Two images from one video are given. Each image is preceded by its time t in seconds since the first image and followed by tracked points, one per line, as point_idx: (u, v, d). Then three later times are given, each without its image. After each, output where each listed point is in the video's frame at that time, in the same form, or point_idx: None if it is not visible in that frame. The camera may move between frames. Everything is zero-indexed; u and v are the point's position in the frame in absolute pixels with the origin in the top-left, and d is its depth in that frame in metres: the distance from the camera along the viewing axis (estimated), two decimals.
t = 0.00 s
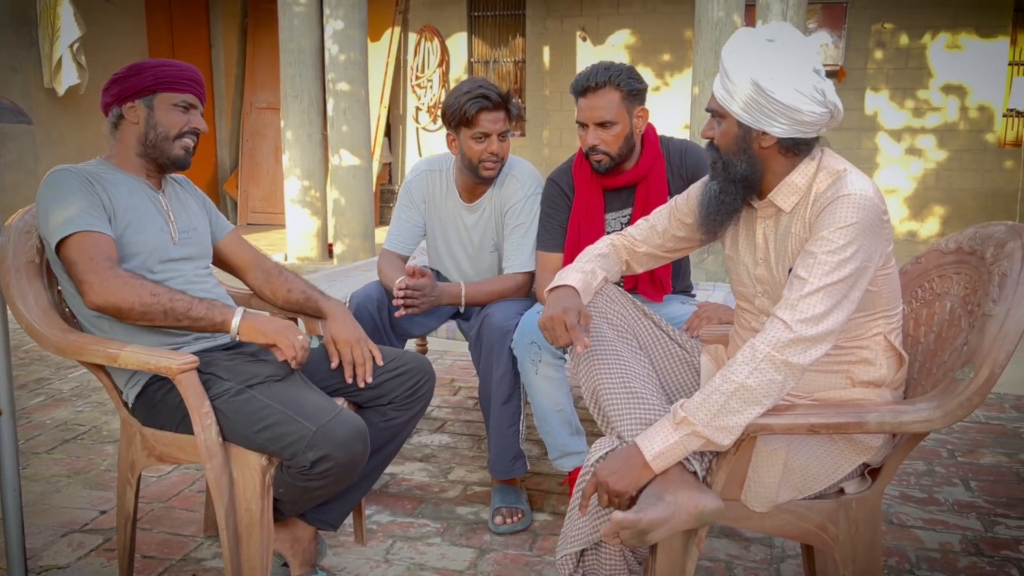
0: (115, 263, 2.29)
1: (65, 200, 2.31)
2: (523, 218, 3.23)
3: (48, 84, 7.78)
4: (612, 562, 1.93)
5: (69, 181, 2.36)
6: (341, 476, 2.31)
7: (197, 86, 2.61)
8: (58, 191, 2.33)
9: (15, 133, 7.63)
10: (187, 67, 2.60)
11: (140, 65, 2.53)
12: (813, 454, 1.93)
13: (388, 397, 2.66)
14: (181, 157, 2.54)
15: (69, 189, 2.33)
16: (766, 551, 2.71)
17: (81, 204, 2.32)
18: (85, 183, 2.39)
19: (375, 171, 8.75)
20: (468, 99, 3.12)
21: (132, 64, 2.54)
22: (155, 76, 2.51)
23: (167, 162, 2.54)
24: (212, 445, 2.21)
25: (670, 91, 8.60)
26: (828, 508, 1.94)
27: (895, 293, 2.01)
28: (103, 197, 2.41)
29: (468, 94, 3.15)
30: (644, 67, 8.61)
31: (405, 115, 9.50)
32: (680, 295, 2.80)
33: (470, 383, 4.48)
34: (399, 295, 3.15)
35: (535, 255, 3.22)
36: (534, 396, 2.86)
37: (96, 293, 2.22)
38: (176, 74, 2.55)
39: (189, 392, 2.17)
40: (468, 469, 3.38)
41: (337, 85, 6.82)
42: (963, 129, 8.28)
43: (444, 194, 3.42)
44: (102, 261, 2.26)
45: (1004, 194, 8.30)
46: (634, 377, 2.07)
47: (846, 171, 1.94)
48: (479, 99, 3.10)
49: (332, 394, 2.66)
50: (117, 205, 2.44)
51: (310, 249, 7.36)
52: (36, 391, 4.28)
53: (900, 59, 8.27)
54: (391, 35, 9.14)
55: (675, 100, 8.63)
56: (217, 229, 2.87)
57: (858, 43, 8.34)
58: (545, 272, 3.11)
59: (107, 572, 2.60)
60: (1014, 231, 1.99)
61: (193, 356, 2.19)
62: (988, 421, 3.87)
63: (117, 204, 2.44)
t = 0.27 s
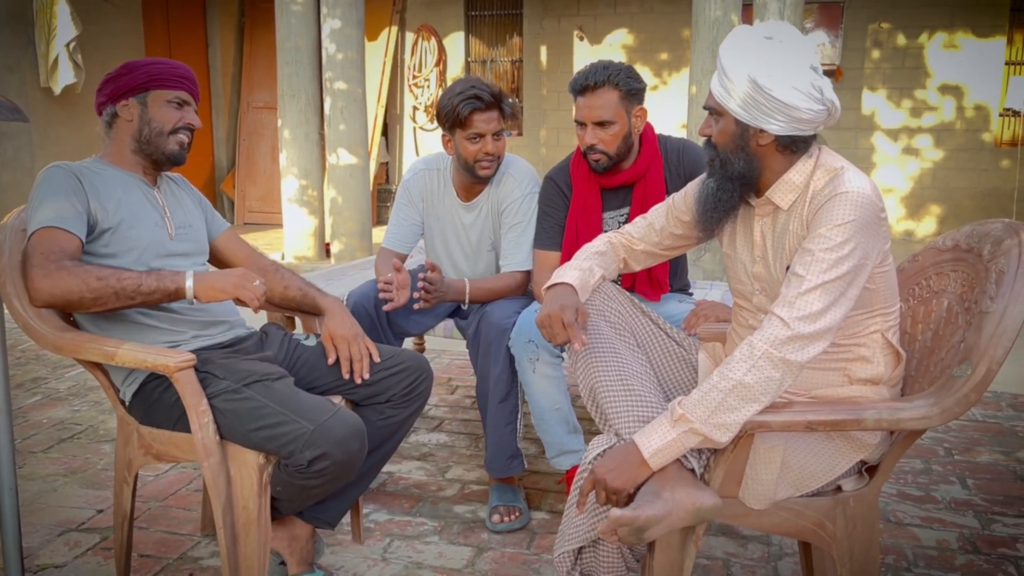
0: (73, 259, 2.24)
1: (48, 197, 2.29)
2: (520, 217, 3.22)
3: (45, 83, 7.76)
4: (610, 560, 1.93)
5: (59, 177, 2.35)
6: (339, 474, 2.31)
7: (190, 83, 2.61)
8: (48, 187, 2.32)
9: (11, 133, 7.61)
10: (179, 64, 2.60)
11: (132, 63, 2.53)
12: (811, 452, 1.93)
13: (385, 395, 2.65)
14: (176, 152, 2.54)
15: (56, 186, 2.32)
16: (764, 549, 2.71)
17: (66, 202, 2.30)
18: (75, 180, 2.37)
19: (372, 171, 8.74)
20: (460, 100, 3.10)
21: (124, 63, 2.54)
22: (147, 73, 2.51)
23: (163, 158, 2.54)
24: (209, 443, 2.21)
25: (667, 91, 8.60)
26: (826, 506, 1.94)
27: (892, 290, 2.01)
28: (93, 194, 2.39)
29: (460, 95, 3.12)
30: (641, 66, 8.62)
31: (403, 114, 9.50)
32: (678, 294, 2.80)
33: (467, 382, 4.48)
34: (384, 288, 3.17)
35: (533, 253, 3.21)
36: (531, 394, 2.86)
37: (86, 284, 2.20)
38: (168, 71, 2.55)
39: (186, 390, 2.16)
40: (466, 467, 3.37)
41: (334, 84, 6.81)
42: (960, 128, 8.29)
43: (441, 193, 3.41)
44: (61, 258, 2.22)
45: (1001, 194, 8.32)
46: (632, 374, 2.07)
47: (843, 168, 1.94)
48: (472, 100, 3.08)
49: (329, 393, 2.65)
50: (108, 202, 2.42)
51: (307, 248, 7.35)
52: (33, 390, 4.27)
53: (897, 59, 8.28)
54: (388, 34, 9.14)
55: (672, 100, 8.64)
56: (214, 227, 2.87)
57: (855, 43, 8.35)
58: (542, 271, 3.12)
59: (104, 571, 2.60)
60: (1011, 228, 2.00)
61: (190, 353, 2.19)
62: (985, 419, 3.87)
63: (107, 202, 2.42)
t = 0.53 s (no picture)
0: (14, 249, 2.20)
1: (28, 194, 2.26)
2: (517, 214, 3.21)
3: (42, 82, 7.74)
4: (610, 556, 1.93)
5: (43, 174, 2.32)
6: (339, 471, 2.31)
7: (184, 79, 2.61)
8: (39, 185, 2.29)
9: (8, 131, 7.60)
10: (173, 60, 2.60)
11: (126, 60, 2.53)
12: (811, 448, 1.93)
13: (385, 392, 2.65)
14: (173, 148, 2.54)
15: (36, 183, 2.29)
16: (763, 546, 2.71)
17: (42, 199, 2.27)
18: (58, 178, 2.35)
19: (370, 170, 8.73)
20: (457, 96, 3.12)
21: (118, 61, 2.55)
22: (141, 69, 2.51)
23: (159, 154, 2.53)
24: (208, 440, 2.20)
25: (665, 90, 8.61)
26: (826, 502, 1.95)
27: (892, 287, 2.01)
28: (77, 192, 2.37)
29: (457, 90, 3.15)
30: (639, 66, 8.62)
31: (401, 114, 9.49)
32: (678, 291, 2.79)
33: (466, 380, 4.47)
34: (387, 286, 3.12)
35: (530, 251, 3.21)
36: (531, 392, 2.86)
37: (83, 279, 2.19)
38: (162, 67, 2.55)
39: (186, 387, 2.16)
40: (465, 466, 3.37)
41: (332, 83, 6.80)
42: (957, 128, 8.31)
43: (439, 191, 3.41)
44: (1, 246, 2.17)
45: (998, 193, 8.33)
46: (632, 371, 2.07)
47: (843, 165, 1.94)
48: (467, 96, 3.10)
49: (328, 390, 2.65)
50: (95, 199, 2.40)
51: (305, 247, 7.34)
52: (30, 389, 4.26)
53: (894, 58, 8.30)
54: (386, 33, 9.13)
55: (670, 99, 8.64)
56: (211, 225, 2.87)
57: (853, 42, 8.37)
58: (540, 270, 3.14)
59: (103, 569, 2.59)
60: (1011, 225, 2.00)
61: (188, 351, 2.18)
62: (983, 417, 3.88)
63: (94, 199, 2.39)
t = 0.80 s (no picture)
0: None
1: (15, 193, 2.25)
2: (514, 213, 3.21)
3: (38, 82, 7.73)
4: (608, 555, 1.93)
5: (29, 173, 2.31)
6: (336, 471, 2.31)
7: (180, 78, 2.60)
8: (28, 185, 2.28)
9: (4, 131, 7.59)
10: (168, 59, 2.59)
11: (121, 60, 2.53)
12: (809, 446, 1.93)
13: (382, 392, 2.65)
14: (168, 148, 2.53)
15: (24, 182, 2.28)
16: (761, 545, 2.71)
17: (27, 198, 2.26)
18: (45, 176, 2.33)
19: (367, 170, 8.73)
20: (448, 92, 3.12)
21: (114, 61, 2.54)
22: (135, 69, 2.50)
23: (155, 154, 2.52)
24: (205, 440, 2.20)
25: (662, 90, 8.61)
26: (824, 501, 1.95)
27: (889, 285, 2.01)
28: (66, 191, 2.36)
29: (449, 88, 3.14)
30: (637, 66, 8.62)
31: (398, 114, 9.49)
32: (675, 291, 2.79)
33: (463, 380, 4.47)
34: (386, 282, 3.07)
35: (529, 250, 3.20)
36: (529, 391, 2.86)
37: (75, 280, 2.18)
38: (156, 66, 2.54)
39: (182, 387, 2.14)
40: (462, 465, 3.37)
41: (329, 83, 6.80)
42: (954, 128, 8.32)
43: (436, 190, 3.41)
44: None
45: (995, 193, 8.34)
46: (630, 369, 2.07)
47: (841, 163, 1.94)
48: (459, 93, 3.10)
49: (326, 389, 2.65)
50: (83, 197, 2.38)
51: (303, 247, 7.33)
52: (27, 390, 4.25)
53: (891, 58, 8.31)
54: (383, 33, 9.12)
55: (668, 99, 8.65)
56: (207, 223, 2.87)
57: (850, 42, 8.38)
58: (539, 269, 3.13)
59: (100, 569, 2.58)
60: (1008, 223, 2.00)
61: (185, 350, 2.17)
62: (980, 416, 3.89)
63: (83, 197, 2.38)
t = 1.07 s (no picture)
0: None
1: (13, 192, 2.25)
2: (511, 214, 3.22)
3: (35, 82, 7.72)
4: (605, 555, 1.94)
5: (28, 172, 2.31)
6: (334, 470, 2.31)
7: (180, 80, 2.59)
8: (27, 186, 2.28)
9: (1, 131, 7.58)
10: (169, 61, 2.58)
11: (122, 61, 2.52)
12: (805, 445, 1.94)
13: (379, 392, 2.65)
14: (168, 150, 2.53)
15: (23, 181, 2.28)
16: (757, 545, 2.71)
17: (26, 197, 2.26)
18: (44, 174, 2.33)
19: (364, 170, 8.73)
20: (446, 95, 3.11)
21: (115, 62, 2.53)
22: (137, 71, 2.50)
23: (155, 156, 2.52)
24: (202, 440, 2.20)
25: (660, 91, 8.62)
26: (820, 500, 1.95)
27: (885, 285, 2.02)
28: (65, 190, 2.36)
29: (447, 91, 3.13)
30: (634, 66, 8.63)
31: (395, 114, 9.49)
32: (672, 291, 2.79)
33: (460, 380, 4.47)
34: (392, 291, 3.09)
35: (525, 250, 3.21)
36: (525, 391, 2.86)
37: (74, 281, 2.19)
38: (157, 68, 2.54)
39: (180, 387, 2.14)
40: (460, 465, 3.37)
41: (326, 83, 6.79)
42: (950, 128, 8.34)
43: (432, 190, 3.41)
44: None
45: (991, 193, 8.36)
46: (626, 369, 2.08)
47: (837, 163, 1.94)
48: (458, 96, 3.09)
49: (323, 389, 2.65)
50: (82, 196, 2.38)
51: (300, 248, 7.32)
52: (23, 390, 4.24)
53: (887, 58, 8.33)
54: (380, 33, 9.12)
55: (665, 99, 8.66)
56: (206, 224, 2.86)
57: (846, 42, 8.39)
58: (535, 268, 3.12)
59: (97, 570, 2.58)
60: (1003, 223, 2.01)
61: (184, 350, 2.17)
62: (976, 415, 3.90)
63: (82, 196, 2.38)
